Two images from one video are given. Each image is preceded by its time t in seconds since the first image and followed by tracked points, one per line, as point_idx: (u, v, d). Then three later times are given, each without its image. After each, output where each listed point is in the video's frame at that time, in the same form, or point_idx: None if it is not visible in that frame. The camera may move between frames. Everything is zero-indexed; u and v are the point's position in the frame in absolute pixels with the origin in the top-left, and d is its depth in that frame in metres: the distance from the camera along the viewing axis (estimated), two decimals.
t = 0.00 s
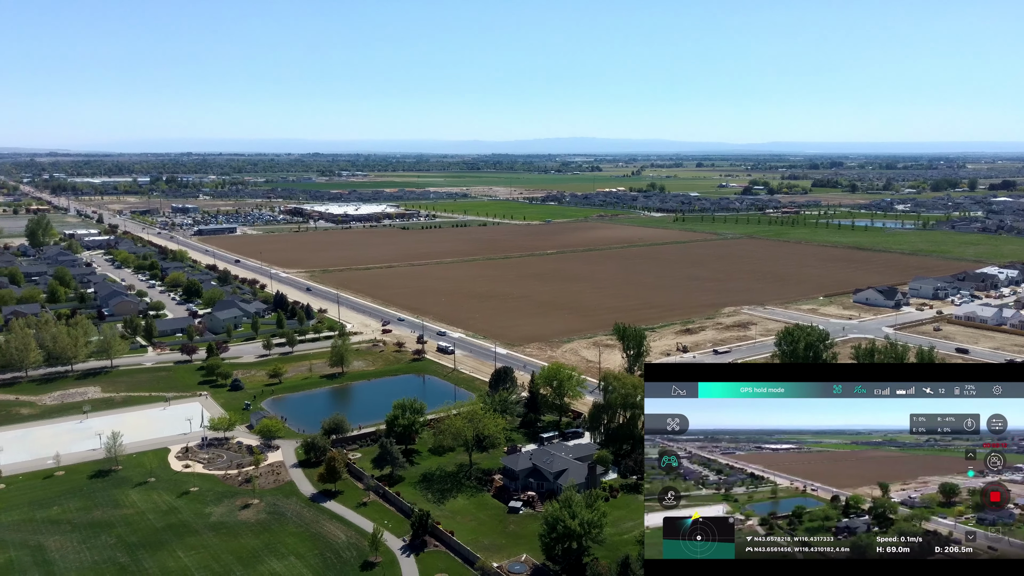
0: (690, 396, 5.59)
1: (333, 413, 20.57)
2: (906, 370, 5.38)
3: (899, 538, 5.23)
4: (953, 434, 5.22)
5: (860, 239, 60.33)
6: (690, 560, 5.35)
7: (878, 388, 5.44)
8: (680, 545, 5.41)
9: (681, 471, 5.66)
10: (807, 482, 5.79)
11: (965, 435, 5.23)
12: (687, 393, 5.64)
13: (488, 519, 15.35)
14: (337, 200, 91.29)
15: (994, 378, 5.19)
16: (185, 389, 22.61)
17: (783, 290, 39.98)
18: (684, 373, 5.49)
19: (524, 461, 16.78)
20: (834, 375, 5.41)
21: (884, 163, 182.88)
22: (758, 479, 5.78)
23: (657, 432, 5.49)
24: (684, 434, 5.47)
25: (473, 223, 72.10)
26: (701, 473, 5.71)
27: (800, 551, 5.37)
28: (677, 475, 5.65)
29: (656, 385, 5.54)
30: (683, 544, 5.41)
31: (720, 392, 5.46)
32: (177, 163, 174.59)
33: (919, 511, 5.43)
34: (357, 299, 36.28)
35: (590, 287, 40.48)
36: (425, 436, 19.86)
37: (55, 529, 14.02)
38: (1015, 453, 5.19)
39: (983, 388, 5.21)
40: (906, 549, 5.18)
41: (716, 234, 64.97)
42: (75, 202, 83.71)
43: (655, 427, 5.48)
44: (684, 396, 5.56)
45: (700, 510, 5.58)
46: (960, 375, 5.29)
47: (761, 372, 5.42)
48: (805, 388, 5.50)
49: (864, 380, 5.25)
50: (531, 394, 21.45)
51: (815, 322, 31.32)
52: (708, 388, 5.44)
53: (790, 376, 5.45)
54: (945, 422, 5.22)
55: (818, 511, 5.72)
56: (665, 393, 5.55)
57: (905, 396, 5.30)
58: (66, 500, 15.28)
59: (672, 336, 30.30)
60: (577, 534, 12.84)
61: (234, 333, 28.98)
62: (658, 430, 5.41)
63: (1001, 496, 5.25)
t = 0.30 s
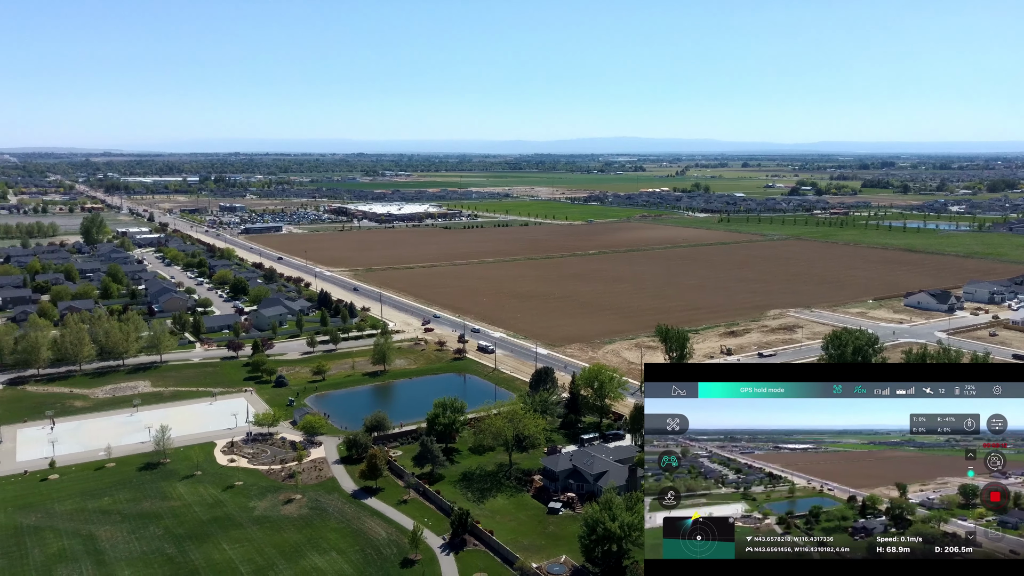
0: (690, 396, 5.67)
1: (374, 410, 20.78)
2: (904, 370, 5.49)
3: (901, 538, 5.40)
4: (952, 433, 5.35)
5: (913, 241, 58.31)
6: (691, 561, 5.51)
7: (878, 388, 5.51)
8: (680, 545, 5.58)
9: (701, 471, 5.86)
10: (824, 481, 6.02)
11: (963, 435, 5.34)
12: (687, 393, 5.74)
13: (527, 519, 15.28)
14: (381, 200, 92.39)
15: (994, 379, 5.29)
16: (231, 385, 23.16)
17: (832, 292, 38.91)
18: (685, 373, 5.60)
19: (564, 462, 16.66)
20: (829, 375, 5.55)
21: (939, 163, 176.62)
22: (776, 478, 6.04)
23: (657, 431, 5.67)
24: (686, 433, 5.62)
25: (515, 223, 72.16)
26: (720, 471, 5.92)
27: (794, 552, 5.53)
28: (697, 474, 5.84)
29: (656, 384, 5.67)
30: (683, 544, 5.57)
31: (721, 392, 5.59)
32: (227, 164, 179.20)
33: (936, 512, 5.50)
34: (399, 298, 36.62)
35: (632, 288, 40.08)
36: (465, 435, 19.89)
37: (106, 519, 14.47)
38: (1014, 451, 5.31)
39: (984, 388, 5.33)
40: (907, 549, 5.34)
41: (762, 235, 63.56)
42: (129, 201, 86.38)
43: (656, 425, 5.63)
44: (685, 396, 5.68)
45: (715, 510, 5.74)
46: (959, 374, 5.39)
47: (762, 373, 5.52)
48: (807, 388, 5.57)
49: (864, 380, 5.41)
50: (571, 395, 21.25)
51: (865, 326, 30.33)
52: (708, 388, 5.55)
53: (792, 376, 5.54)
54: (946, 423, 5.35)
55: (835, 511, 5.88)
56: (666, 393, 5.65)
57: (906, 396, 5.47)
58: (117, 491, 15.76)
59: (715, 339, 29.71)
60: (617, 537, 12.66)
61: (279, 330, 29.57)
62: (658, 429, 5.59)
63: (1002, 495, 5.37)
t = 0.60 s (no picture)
0: (691, 396, 5.72)
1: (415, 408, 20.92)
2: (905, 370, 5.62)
3: (900, 539, 5.56)
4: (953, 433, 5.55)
5: (970, 243, 56.14)
6: (690, 560, 5.82)
7: (878, 388, 5.63)
8: (680, 545, 5.87)
9: (714, 470, 6.05)
10: (835, 481, 6.16)
11: (964, 434, 5.54)
12: (687, 393, 5.79)
13: (566, 520, 15.19)
14: (424, 200, 93.15)
15: (995, 379, 5.46)
16: (276, 381, 23.66)
17: (882, 295, 37.73)
18: (685, 375, 5.65)
19: (604, 464, 16.49)
20: (830, 375, 5.65)
21: (999, 163, 169.73)
22: (790, 478, 6.20)
23: (657, 432, 5.80)
24: (684, 433, 5.78)
25: (557, 223, 72.03)
26: (734, 471, 6.13)
27: (794, 551, 5.73)
28: (711, 474, 6.05)
29: (656, 385, 5.72)
30: (683, 544, 5.87)
31: (721, 392, 5.66)
32: (275, 164, 183.00)
33: (950, 514, 5.62)
34: (441, 297, 36.85)
35: (675, 289, 39.56)
36: (506, 435, 19.86)
37: (154, 510, 14.89)
38: (1016, 452, 5.50)
39: (984, 388, 5.50)
40: (907, 549, 5.51)
41: (810, 236, 61.96)
42: (179, 200, 88.70)
43: (655, 425, 5.77)
44: (685, 395, 5.74)
45: (728, 509, 5.95)
46: (959, 375, 5.55)
47: (762, 373, 5.63)
48: (805, 388, 5.67)
49: (863, 380, 5.54)
50: (612, 396, 21.01)
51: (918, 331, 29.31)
52: (707, 388, 5.62)
53: (791, 376, 5.65)
54: (947, 421, 5.55)
55: (847, 511, 6.06)
56: (665, 393, 5.70)
57: (908, 396, 5.61)
58: (164, 483, 16.21)
59: (760, 342, 29.08)
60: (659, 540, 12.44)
61: (322, 328, 30.05)
62: (658, 430, 5.71)
63: (1002, 495, 5.55)
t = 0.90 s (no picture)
0: (690, 396, 5.19)
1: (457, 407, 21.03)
2: (908, 368, 5.07)
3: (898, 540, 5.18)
4: (951, 433, 5.12)
5: None
6: (690, 561, 5.28)
7: (878, 389, 5.08)
8: (680, 546, 5.32)
9: (733, 468, 5.57)
10: (850, 481, 5.73)
11: (963, 434, 5.09)
12: (686, 392, 5.27)
13: (606, 522, 15.02)
14: (467, 199, 93.74)
15: (995, 379, 4.92)
16: (320, 377, 24.05)
17: (937, 299, 36.43)
18: (684, 374, 5.16)
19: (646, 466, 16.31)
20: (829, 375, 5.09)
21: None
22: (804, 477, 5.76)
23: (657, 432, 5.32)
24: (686, 432, 5.34)
25: (600, 223, 71.70)
26: (751, 470, 5.68)
27: (796, 551, 5.22)
28: (728, 472, 5.55)
29: (654, 385, 5.24)
30: (683, 545, 5.32)
31: (721, 391, 5.15)
32: (321, 164, 186.56)
33: (968, 516, 5.13)
34: (482, 296, 36.95)
35: (719, 290, 38.88)
36: (546, 435, 19.79)
37: (202, 503, 15.26)
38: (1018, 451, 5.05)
39: (984, 387, 4.97)
40: (906, 550, 5.11)
41: (860, 237, 60.30)
42: (229, 199, 91.09)
43: (655, 426, 5.33)
44: (685, 396, 5.23)
45: (745, 508, 5.52)
46: (961, 373, 5.00)
47: (764, 372, 5.09)
48: (807, 388, 5.14)
49: (864, 381, 5.05)
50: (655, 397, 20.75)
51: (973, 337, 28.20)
52: (708, 389, 5.12)
53: (793, 376, 5.11)
54: (946, 421, 5.12)
55: (862, 512, 5.62)
56: (665, 393, 5.22)
57: (907, 396, 5.09)
58: (211, 476, 16.60)
59: (806, 345, 28.35)
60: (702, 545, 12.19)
61: (365, 325, 30.38)
62: (658, 431, 5.25)
63: (1004, 495, 5.09)
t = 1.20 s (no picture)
0: (690, 396, 5.27)
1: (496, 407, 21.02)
2: (907, 368, 5.16)
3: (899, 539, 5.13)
4: (951, 435, 5.13)
5: None
6: (689, 561, 5.13)
7: (879, 388, 5.19)
8: (680, 546, 5.16)
9: (753, 467, 5.65)
10: (868, 481, 5.66)
11: (961, 436, 5.10)
12: (687, 393, 5.35)
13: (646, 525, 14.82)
14: (509, 199, 93.92)
15: (995, 378, 5.02)
16: (361, 374, 24.34)
17: (994, 303, 34.93)
18: (683, 374, 5.22)
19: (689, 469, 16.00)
20: (829, 374, 5.17)
21: None
22: (822, 477, 5.72)
23: (654, 432, 5.33)
24: (684, 434, 5.34)
25: (643, 223, 71.04)
26: (770, 470, 5.73)
27: (795, 552, 5.12)
28: (749, 471, 5.64)
29: (654, 385, 5.30)
30: (684, 545, 5.16)
31: (720, 391, 5.19)
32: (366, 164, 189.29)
33: (990, 518, 5.06)
34: (522, 296, 36.94)
35: (764, 292, 38.05)
36: (587, 436, 19.65)
37: (245, 496, 15.59)
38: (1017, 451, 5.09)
39: (985, 388, 5.07)
40: (907, 550, 5.07)
41: (912, 240, 58.33)
42: (275, 197, 93.04)
43: (653, 427, 5.33)
44: (684, 396, 5.29)
45: (764, 507, 5.50)
46: (960, 373, 5.10)
47: (763, 372, 5.15)
48: (808, 388, 5.18)
49: (863, 381, 5.10)
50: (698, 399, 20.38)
51: None
52: (707, 388, 5.15)
53: (792, 376, 5.18)
54: (946, 422, 5.15)
55: (880, 513, 5.45)
56: (665, 393, 5.26)
57: (906, 396, 5.16)
58: (254, 471, 16.95)
59: (855, 349, 27.48)
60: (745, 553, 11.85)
61: (406, 323, 30.63)
62: (656, 430, 5.26)
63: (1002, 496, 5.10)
